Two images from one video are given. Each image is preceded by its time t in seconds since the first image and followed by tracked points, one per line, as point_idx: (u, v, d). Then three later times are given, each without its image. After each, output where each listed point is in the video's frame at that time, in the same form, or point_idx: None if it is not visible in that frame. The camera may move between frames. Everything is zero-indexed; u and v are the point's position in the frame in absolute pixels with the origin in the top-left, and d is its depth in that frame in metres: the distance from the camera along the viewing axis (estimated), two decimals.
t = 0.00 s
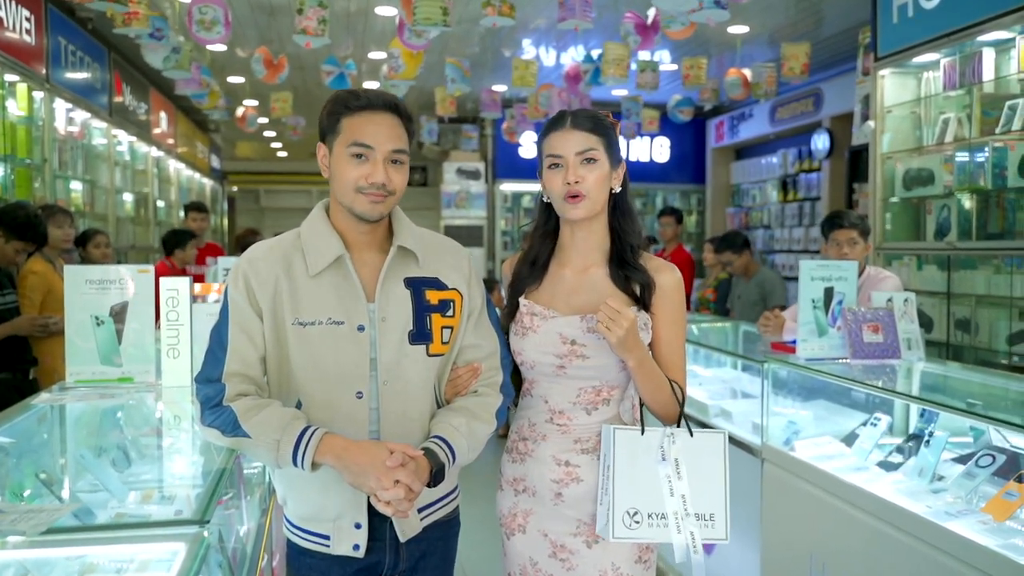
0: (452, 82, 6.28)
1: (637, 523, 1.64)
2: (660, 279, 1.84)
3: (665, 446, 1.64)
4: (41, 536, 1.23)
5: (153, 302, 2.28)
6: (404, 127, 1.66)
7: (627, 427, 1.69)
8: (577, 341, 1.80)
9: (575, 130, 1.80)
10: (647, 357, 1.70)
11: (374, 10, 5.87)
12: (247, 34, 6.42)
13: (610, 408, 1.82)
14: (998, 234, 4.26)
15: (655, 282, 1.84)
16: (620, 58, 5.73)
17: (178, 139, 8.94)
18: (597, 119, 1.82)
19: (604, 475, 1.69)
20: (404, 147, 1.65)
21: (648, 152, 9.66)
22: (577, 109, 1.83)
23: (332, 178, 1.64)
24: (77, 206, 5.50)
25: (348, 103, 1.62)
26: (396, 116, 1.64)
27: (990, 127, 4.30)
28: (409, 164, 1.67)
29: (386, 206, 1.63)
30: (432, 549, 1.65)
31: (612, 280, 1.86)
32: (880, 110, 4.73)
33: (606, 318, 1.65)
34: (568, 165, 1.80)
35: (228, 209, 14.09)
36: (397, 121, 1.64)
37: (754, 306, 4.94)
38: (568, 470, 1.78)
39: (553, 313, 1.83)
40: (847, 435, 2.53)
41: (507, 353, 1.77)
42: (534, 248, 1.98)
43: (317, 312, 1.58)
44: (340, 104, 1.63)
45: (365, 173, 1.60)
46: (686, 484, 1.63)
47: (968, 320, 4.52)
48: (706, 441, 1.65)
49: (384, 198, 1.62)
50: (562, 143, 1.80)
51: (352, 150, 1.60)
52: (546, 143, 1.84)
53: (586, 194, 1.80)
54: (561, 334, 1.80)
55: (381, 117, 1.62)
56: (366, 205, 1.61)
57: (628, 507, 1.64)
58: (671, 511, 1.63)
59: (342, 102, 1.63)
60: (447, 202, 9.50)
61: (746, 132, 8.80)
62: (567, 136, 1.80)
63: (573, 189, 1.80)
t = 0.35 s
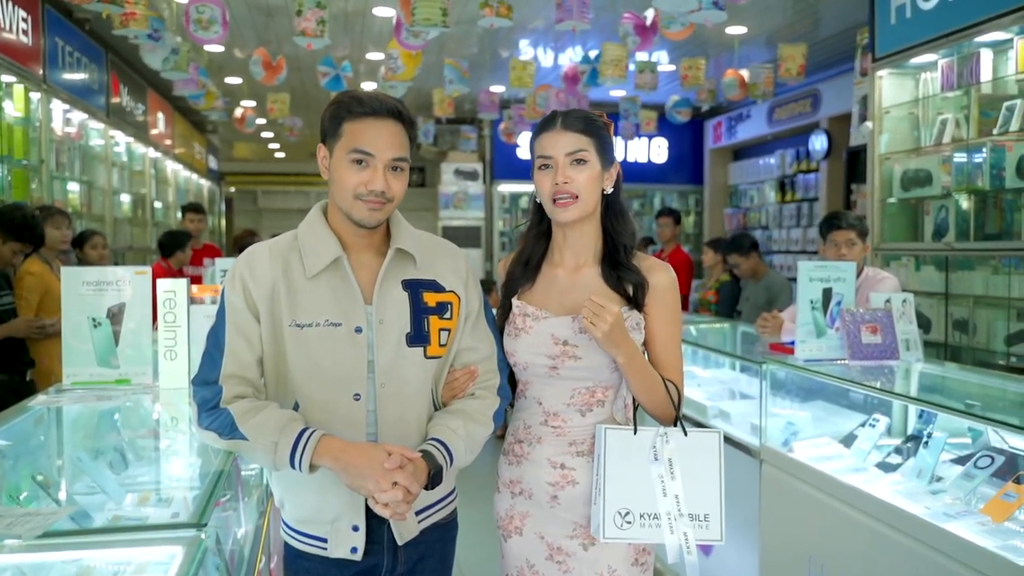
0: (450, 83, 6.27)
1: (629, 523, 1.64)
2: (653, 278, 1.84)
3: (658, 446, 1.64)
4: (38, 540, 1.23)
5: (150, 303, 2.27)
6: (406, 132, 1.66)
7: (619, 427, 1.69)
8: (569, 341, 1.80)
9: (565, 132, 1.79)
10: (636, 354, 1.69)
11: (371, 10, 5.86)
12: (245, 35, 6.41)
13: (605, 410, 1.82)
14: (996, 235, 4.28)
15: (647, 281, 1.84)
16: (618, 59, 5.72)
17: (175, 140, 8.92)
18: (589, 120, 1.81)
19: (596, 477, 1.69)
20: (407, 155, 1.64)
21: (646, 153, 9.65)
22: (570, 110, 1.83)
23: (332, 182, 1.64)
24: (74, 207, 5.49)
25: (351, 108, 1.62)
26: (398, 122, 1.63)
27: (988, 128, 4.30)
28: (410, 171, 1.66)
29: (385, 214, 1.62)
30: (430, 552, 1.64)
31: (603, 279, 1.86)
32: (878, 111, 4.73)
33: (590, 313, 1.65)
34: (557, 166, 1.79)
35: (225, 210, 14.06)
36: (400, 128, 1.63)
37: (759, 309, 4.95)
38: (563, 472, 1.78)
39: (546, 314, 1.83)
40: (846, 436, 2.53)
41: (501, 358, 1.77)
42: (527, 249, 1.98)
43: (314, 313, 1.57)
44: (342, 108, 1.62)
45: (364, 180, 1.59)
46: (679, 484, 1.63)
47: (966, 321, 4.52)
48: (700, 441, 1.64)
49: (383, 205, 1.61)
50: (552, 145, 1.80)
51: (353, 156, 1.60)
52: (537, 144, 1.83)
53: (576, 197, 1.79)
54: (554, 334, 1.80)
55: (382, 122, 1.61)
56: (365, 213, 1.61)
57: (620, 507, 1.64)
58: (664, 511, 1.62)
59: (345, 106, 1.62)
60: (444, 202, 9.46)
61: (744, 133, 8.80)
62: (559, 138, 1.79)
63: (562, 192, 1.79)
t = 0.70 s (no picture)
0: (447, 83, 6.27)
1: (618, 525, 1.64)
2: (648, 278, 1.84)
3: (651, 448, 1.64)
4: (31, 539, 1.23)
5: (146, 303, 2.26)
6: (399, 131, 1.66)
7: (613, 428, 1.69)
8: (564, 342, 1.79)
9: (556, 132, 1.79)
10: (628, 360, 1.69)
11: (368, 10, 5.86)
12: (242, 34, 6.41)
13: (599, 410, 1.82)
14: (992, 234, 4.27)
15: (642, 282, 1.84)
16: (614, 58, 5.72)
17: (172, 140, 8.91)
18: (580, 120, 1.81)
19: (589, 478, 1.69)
20: (400, 153, 1.65)
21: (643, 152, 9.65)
22: (559, 108, 1.83)
23: (325, 182, 1.64)
24: (71, 207, 5.48)
25: (344, 107, 1.62)
26: (392, 120, 1.64)
27: (984, 128, 4.30)
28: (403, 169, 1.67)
29: (380, 212, 1.63)
30: (424, 551, 1.64)
31: (598, 279, 1.86)
32: (874, 111, 4.75)
33: (580, 324, 1.66)
34: (550, 168, 1.79)
35: (221, 210, 14.04)
36: (393, 126, 1.63)
37: (758, 309, 4.97)
38: (558, 473, 1.78)
39: (541, 314, 1.83)
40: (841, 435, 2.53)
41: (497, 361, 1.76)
42: (521, 249, 1.98)
43: (308, 312, 1.57)
44: (335, 107, 1.62)
45: (358, 179, 1.59)
46: (670, 488, 1.63)
47: (962, 320, 4.53)
48: (693, 445, 1.64)
49: (378, 204, 1.62)
50: (544, 145, 1.80)
51: (347, 155, 1.60)
52: (527, 146, 1.83)
53: (569, 197, 1.79)
54: (548, 335, 1.80)
55: (375, 121, 1.61)
56: (360, 212, 1.61)
57: (610, 508, 1.64)
58: (654, 514, 1.63)
59: (338, 105, 1.62)
60: (442, 202, 9.46)
61: (741, 132, 8.81)
62: (550, 137, 1.79)
63: (556, 193, 1.79)
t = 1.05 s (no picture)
0: (444, 82, 6.26)
1: (620, 527, 1.63)
2: (644, 279, 1.84)
3: (649, 448, 1.64)
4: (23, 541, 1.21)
5: (141, 303, 2.26)
6: (394, 130, 1.65)
7: (609, 430, 1.68)
8: (559, 344, 1.78)
9: (553, 130, 1.78)
10: (633, 356, 1.69)
11: (366, 9, 5.86)
12: (240, 34, 6.40)
13: (595, 412, 1.81)
14: (990, 234, 4.26)
15: (638, 282, 1.84)
16: (612, 58, 5.72)
17: (170, 140, 8.89)
18: (579, 120, 1.80)
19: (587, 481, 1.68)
20: (395, 152, 1.64)
21: (642, 152, 9.65)
22: (555, 107, 1.83)
23: (320, 182, 1.63)
24: (69, 207, 5.47)
25: (338, 106, 1.61)
26: (387, 119, 1.63)
27: (983, 128, 4.29)
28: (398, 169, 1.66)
29: (376, 212, 1.62)
30: (421, 552, 1.64)
31: (593, 279, 1.85)
32: (872, 111, 4.75)
33: (590, 313, 1.66)
34: (549, 166, 1.78)
35: (219, 210, 14.02)
36: (387, 125, 1.62)
37: (753, 309, 4.96)
38: (554, 476, 1.77)
39: (535, 316, 1.82)
40: (839, 435, 2.52)
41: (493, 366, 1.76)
42: (516, 250, 1.97)
43: (303, 313, 1.57)
44: (329, 106, 1.61)
45: (353, 178, 1.59)
46: (670, 487, 1.62)
47: (960, 321, 4.52)
48: (691, 444, 1.64)
49: (373, 203, 1.61)
50: (542, 143, 1.79)
51: (341, 154, 1.59)
52: (524, 144, 1.82)
53: (566, 196, 1.78)
54: (543, 338, 1.79)
55: (370, 120, 1.61)
56: (354, 211, 1.60)
57: (611, 511, 1.63)
58: (655, 515, 1.62)
59: (332, 104, 1.61)
60: (440, 202, 9.43)
61: (740, 132, 8.80)
62: (547, 135, 1.78)
63: (554, 190, 1.78)
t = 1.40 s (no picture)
0: (444, 82, 6.24)
1: (611, 527, 1.62)
2: (635, 277, 1.84)
3: (643, 448, 1.63)
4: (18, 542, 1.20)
5: (138, 303, 2.24)
6: (394, 128, 1.64)
7: (603, 429, 1.67)
8: (551, 345, 1.77)
9: (547, 129, 1.77)
10: (628, 356, 1.68)
11: (365, 8, 5.85)
12: (239, 33, 6.39)
13: (589, 412, 1.81)
14: (991, 234, 4.25)
15: (630, 280, 1.83)
16: (611, 57, 5.71)
17: (169, 139, 8.87)
18: (574, 118, 1.79)
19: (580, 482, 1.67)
20: (394, 151, 1.63)
21: (641, 151, 9.64)
22: (551, 105, 1.82)
23: (318, 180, 1.62)
24: (67, 206, 5.46)
25: (338, 104, 1.60)
26: (387, 117, 1.62)
27: (983, 126, 4.28)
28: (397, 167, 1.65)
29: (375, 210, 1.61)
30: (420, 554, 1.62)
31: (585, 279, 1.84)
32: (872, 109, 4.73)
33: (587, 313, 1.64)
34: (541, 164, 1.77)
35: (219, 209, 14.00)
36: (387, 124, 1.61)
37: (752, 308, 4.96)
38: (549, 477, 1.76)
39: (527, 317, 1.79)
40: (840, 435, 2.52)
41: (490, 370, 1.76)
42: (507, 248, 1.94)
43: (301, 312, 1.55)
44: (328, 103, 1.60)
45: (352, 176, 1.58)
46: (663, 488, 1.61)
47: (961, 320, 4.51)
48: (685, 444, 1.63)
49: (372, 202, 1.60)
50: (535, 141, 1.78)
51: (340, 152, 1.58)
52: (518, 141, 1.81)
53: (559, 195, 1.77)
54: (535, 339, 1.77)
55: (369, 118, 1.60)
56: (354, 210, 1.59)
57: (602, 511, 1.62)
58: (647, 515, 1.61)
59: (331, 101, 1.60)
60: (439, 201, 9.40)
61: (740, 132, 8.79)
62: (541, 134, 1.77)
63: (546, 189, 1.77)
